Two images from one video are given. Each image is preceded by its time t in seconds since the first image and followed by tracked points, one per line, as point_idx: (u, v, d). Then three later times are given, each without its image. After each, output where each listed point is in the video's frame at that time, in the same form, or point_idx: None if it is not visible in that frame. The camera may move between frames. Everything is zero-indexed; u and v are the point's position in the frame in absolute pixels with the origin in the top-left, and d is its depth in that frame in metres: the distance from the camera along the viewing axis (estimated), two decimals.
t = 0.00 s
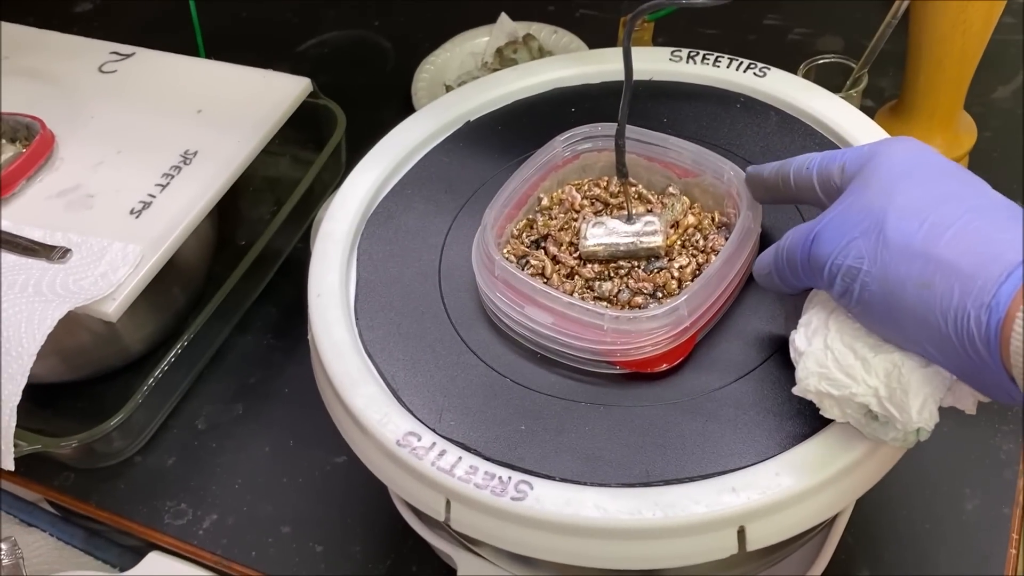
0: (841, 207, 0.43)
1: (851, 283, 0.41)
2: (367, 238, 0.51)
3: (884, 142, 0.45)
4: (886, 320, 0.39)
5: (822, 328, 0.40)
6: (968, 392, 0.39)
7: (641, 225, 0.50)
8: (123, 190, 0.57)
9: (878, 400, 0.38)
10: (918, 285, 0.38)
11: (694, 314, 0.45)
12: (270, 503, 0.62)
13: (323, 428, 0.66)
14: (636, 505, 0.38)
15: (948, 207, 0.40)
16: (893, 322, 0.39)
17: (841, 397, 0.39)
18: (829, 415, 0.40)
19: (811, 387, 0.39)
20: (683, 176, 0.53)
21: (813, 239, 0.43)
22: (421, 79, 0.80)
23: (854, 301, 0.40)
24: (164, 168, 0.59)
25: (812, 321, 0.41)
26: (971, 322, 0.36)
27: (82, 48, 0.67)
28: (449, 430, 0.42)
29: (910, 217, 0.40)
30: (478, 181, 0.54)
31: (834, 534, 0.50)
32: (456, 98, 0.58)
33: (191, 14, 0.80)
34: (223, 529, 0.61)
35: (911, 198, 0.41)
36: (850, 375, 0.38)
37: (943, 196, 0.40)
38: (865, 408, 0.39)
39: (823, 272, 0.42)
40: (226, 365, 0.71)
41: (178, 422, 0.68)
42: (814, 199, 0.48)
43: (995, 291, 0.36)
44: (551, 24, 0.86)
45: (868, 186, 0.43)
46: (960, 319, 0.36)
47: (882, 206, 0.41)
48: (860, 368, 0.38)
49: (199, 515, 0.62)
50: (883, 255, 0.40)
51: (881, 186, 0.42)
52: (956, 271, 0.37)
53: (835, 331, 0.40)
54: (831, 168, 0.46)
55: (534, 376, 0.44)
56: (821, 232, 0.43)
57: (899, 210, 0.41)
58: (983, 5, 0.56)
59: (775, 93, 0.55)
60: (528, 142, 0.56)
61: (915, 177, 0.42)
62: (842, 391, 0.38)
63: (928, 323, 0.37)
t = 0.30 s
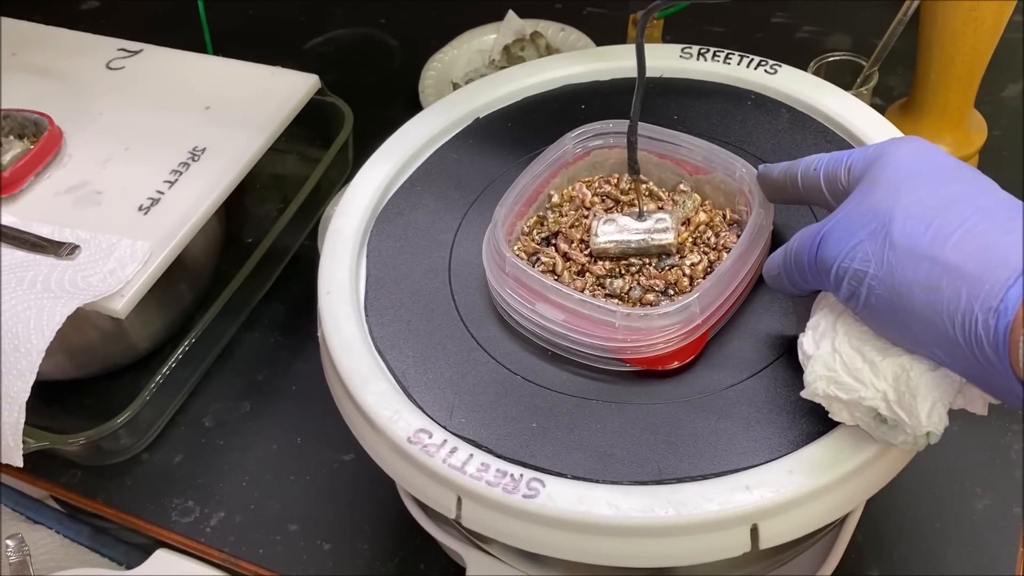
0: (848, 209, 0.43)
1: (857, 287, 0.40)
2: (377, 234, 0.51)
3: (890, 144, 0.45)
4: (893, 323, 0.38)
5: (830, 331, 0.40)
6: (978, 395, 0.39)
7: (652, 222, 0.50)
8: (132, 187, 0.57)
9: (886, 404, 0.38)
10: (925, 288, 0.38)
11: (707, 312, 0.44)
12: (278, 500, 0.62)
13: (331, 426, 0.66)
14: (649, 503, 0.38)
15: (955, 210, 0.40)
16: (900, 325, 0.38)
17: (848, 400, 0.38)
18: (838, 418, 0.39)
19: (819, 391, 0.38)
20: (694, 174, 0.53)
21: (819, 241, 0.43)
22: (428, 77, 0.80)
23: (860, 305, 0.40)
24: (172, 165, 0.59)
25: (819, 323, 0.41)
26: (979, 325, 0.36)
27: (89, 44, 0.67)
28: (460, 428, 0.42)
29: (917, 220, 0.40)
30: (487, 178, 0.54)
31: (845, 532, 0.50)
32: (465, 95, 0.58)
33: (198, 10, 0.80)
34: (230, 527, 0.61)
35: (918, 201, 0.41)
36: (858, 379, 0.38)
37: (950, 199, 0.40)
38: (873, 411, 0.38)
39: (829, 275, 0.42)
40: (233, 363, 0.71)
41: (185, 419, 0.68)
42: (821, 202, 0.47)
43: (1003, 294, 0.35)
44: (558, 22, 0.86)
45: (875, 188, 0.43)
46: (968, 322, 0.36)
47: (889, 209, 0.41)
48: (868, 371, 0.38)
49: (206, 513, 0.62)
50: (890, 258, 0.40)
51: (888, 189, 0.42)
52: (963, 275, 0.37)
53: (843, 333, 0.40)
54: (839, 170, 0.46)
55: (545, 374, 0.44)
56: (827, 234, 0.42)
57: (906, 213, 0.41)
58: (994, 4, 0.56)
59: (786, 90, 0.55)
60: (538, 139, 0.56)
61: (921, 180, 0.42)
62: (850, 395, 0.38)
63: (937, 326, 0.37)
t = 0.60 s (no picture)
0: (850, 206, 0.43)
1: (860, 285, 0.40)
2: (377, 234, 0.51)
3: (891, 140, 0.45)
4: (897, 321, 0.39)
5: (832, 329, 0.40)
6: (981, 391, 0.39)
7: (651, 222, 0.50)
8: (133, 187, 0.57)
9: (890, 401, 0.38)
10: (928, 284, 0.38)
11: (705, 311, 0.45)
12: (278, 499, 0.62)
13: (331, 425, 0.66)
14: (648, 501, 0.38)
15: (957, 206, 0.40)
16: (904, 322, 0.38)
17: (852, 397, 0.39)
18: (840, 417, 0.40)
19: (822, 388, 0.39)
20: (693, 174, 0.53)
21: (821, 240, 0.43)
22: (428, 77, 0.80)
23: (863, 302, 0.40)
24: (173, 164, 0.59)
25: (821, 321, 0.41)
26: (983, 321, 0.36)
27: (90, 44, 0.67)
28: (460, 426, 0.42)
29: (919, 217, 0.40)
30: (487, 177, 0.54)
31: (844, 531, 0.50)
32: (466, 95, 0.58)
33: (200, 11, 0.80)
34: (230, 526, 0.61)
35: (919, 198, 0.41)
36: (861, 376, 0.38)
37: (951, 195, 0.40)
38: (877, 408, 0.39)
39: (832, 273, 0.42)
40: (234, 362, 0.71)
41: (185, 419, 0.68)
42: (821, 201, 0.47)
43: (1007, 291, 0.35)
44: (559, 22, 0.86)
45: (876, 185, 0.43)
46: (972, 318, 0.36)
47: (892, 205, 0.41)
48: (871, 368, 0.38)
49: (206, 513, 0.62)
50: (893, 256, 0.40)
51: (890, 185, 0.42)
52: (967, 271, 0.37)
53: (846, 331, 0.40)
54: (838, 168, 0.46)
55: (545, 373, 0.44)
56: (829, 232, 0.42)
57: (907, 210, 0.41)
58: (993, 3, 0.56)
59: (785, 91, 0.55)
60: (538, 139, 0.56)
61: (922, 176, 0.42)
62: (854, 392, 0.38)
63: (941, 322, 0.37)
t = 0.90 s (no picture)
0: (846, 210, 0.43)
1: (861, 289, 0.40)
2: (377, 231, 0.51)
3: (885, 142, 0.45)
4: (900, 324, 0.38)
5: (836, 334, 0.40)
6: (987, 389, 0.39)
7: (651, 218, 0.50)
8: (133, 184, 0.57)
9: (897, 405, 0.38)
10: (929, 288, 0.38)
11: (705, 307, 0.45)
12: (277, 497, 0.62)
13: (331, 424, 0.66)
14: (648, 497, 0.38)
15: (955, 206, 0.39)
16: (907, 326, 0.38)
17: (859, 402, 0.39)
18: (847, 421, 0.40)
19: (829, 394, 0.39)
20: (693, 171, 0.53)
21: (820, 244, 0.42)
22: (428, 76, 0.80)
23: (865, 306, 0.40)
24: (174, 162, 0.59)
25: (824, 326, 0.41)
26: (986, 323, 0.36)
27: (90, 42, 0.67)
28: (459, 422, 0.42)
29: (917, 220, 0.40)
30: (487, 175, 0.54)
31: (844, 528, 0.50)
32: (465, 93, 0.58)
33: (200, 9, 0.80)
34: (230, 523, 0.61)
35: (916, 200, 0.41)
36: (867, 381, 0.38)
37: (947, 196, 0.40)
38: (884, 412, 0.39)
39: (832, 278, 0.41)
40: (233, 360, 0.71)
41: (185, 417, 0.68)
42: (818, 203, 0.47)
43: (1009, 292, 0.36)
44: (558, 21, 0.86)
45: (872, 189, 0.42)
46: (975, 321, 0.36)
47: (889, 209, 0.41)
48: (877, 373, 0.38)
49: (206, 510, 0.62)
50: (893, 260, 0.39)
51: (886, 189, 0.42)
52: (967, 273, 0.37)
53: (849, 336, 0.40)
54: (834, 171, 0.46)
55: (544, 369, 0.44)
56: (828, 237, 0.42)
57: (905, 212, 0.40)
58: (993, 2, 0.56)
59: (785, 88, 0.55)
60: (538, 136, 0.56)
61: (918, 178, 0.42)
62: (860, 397, 0.38)
63: (944, 326, 0.37)
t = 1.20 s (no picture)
0: (862, 194, 0.43)
1: (872, 274, 0.40)
2: (378, 236, 0.51)
3: (904, 127, 0.45)
4: (908, 310, 0.39)
5: (844, 317, 0.40)
6: (993, 378, 0.39)
7: (652, 225, 0.50)
8: (133, 189, 0.57)
9: (901, 391, 0.38)
10: (939, 277, 0.38)
11: (707, 313, 0.44)
12: (277, 502, 0.62)
13: (332, 429, 0.66)
14: (649, 505, 0.38)
15: (971, 196, 0.39)
16: (916, 313, 0.38)
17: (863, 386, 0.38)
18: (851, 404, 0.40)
19: (834, 377, 0.39)
20: (695, 176, 0.53)
21: (833, 228, 0.43)
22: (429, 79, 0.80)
23: (875, 291, 0.40)
24: (174, 166, 0.59)
25: (832, 308, 0.41)
26: (995, 314, 0.36)
27: (90, 46, 0.67)
28: (460, 429, 0.42)
29: (932, 208, 0.40)
30: (488, 180, 0.54)
31: (846, 536, 0.50)
32: (467, 97, 0.58)
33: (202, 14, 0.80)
34: (230, 528, 0.61)
35: (932, 187, 0.40)
36: (873, 365, 0.38)
37: (964, 184, 0.40)
38: (888, 396, 0.39)
39: (843, 261, 0.42)
40: (234, 365, 0.71)
41: (185, 421, 0.68)
42: (837, 179, 0.48)
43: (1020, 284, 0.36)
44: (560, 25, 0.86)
45: (888, 175, 0.42)
46: (985, 312, 0.36)
47: (904, 195, 0.41)
48: (882, 358, 0.38)
49: (206, 515, 0.62)
50: (904, 246, 0.39)
51: (903, 175, 0.42)
52: (978, 264, 0.37)
53: (858, 319, 0.40)
54: (853, 148, 0.47)
55: (544, 376, 0.44)
56: (841, 220, 0.42)
57: (920, 200, 0.40)
58: (996, 6, 0.56)
59: (787, 93, 0.55)
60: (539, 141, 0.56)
61: (935, 164, 0.42)
62: (864, 381, 0.38)
63: (953, 316, 0.37)
